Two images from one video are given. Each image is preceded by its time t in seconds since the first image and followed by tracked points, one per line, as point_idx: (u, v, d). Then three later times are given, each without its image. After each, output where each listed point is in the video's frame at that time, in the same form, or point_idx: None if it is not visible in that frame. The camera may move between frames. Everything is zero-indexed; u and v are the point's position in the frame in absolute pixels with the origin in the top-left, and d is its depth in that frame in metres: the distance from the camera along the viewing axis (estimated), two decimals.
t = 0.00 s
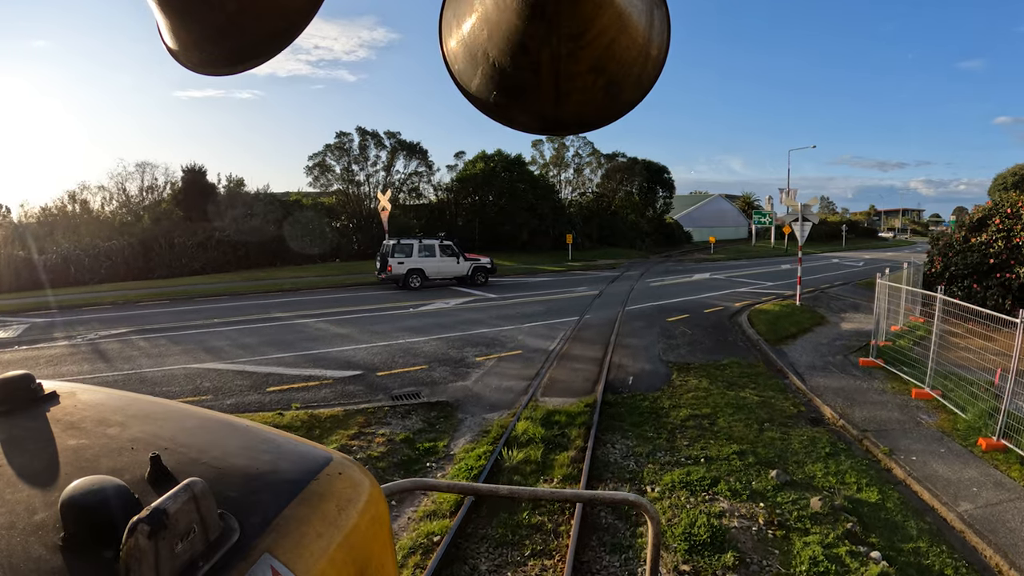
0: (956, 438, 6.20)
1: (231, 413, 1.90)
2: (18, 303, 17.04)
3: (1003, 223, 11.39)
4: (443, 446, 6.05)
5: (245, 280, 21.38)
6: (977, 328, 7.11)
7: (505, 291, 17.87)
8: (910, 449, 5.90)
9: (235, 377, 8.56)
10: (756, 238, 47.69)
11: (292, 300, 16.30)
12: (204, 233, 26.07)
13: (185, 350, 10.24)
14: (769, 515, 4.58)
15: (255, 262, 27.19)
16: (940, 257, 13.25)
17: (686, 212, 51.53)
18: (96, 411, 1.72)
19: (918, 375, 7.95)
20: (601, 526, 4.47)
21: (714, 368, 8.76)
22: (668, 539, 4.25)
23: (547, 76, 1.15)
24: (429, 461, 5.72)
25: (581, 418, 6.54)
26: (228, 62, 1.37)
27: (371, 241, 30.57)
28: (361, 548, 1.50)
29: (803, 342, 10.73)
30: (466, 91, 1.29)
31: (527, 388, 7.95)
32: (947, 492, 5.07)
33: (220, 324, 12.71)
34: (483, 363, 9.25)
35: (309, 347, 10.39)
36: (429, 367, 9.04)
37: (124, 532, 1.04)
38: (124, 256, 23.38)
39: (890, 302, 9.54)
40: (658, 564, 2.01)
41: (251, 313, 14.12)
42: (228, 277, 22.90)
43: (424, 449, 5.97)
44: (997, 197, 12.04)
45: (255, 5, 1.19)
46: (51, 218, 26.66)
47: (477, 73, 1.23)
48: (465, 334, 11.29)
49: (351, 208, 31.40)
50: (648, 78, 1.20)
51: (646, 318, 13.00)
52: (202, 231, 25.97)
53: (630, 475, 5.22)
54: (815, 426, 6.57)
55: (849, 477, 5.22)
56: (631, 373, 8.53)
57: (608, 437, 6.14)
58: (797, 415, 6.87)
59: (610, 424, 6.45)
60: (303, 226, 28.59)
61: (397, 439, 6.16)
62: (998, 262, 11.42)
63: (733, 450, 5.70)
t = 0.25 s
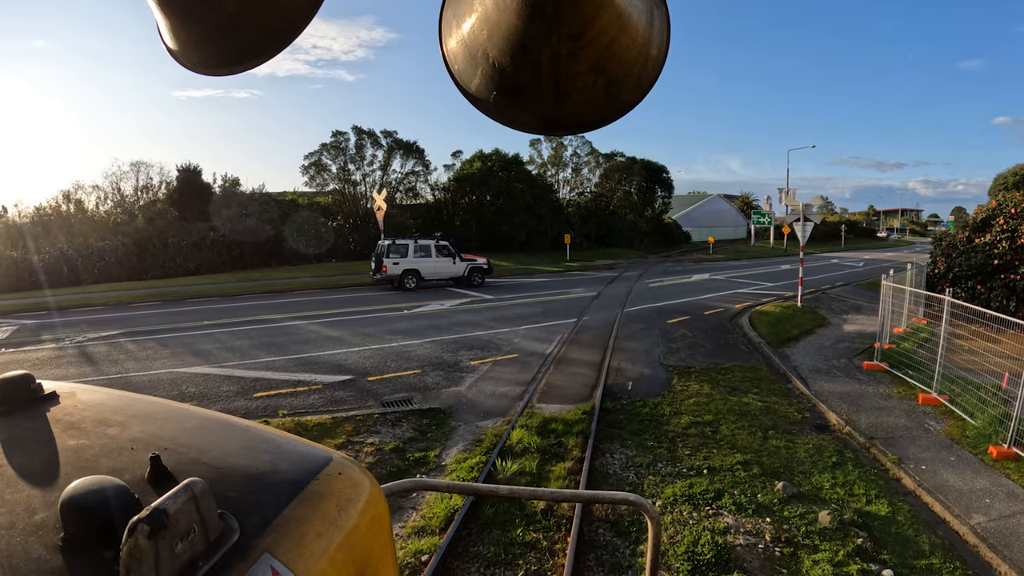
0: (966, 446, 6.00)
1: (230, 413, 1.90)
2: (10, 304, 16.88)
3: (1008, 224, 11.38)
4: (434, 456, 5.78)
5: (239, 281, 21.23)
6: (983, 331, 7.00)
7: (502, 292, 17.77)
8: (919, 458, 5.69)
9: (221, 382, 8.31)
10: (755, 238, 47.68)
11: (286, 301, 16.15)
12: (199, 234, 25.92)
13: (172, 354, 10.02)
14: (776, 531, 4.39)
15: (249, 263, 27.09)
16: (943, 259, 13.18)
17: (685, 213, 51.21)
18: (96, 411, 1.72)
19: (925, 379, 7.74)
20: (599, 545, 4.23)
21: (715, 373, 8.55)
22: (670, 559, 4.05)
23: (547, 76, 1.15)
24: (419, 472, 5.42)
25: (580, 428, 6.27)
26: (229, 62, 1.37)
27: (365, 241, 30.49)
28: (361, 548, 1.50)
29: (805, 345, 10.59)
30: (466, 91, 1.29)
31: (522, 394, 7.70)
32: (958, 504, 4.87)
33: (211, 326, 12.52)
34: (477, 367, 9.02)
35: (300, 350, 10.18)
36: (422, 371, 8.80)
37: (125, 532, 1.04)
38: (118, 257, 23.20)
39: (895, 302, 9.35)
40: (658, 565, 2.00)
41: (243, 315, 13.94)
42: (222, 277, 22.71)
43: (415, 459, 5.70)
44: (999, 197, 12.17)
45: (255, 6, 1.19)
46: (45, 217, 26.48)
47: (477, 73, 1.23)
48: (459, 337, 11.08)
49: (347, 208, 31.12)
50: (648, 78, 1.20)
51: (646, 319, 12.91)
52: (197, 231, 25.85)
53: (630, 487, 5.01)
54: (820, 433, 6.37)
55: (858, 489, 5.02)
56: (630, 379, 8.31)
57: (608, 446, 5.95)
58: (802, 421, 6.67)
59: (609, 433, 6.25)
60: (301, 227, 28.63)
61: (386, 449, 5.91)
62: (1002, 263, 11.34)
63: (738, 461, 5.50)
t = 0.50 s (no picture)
0: (976, 454, 5.66)
1: (229, 413, 1.90)
2: None
3: (1013, 224, 11.33)
4: (422, 468, 5.33)
5: (232, 282, 20.93)
6: (987, 334, 6.95)
7: (499, 294, 17.60)
8: (931, 469, 5.30)
9: (204, 389, 7.83)
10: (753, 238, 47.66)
11: (278, 303, 15.87)
12: (194, 234, 25.46)
13: (156, 357, 9.64)
14: (785, 552, 4.02)
15: (245, 264, 26.79)
16: (950, 259, 13.16)
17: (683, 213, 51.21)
18: (97, 411, 1.72)
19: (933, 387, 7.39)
20: (596, 570, 3.84)
21: (717, 378, 8.13)
22: None
23: (547, 76, 1.15)
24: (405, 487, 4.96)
25: (578, 440, 5.83)
26: (229, 62, 1.37)
27: (358, 241, 30.47)
28: (361, 548, 1.49)
29: (809, 349, 10.22)
30: (466, 91, 1.29)
31: (517, 401, 7.21)
32: (973, 518, 4.50)
33: (200, 328, 12.20)
34: (471, 373, 8.54)
35: (289, 354, 9.80)
36: (412, 377, 8.31)
37: (125, 533, 1.04)
38: (111, 257, 22.78)
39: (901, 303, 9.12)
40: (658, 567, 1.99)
41: (234, 317, 13.64)
42: (214, 279, 22.38)
43: (401, 472, 5.25)
44: (1003, 197, 12.11)
45: (254, 6, 1.19)
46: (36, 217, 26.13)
47: (477, 73, 1.23)
48: (453, 339, 10.71)
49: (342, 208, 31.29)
50: (648, 78, 1.21)
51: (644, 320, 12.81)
52: (191, 232, 25.40)
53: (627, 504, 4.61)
54: (827, 442, 5.98)
55: (870, 504, 4.65)
56: (629, 385, 7.83)
57: (605, 458, 5.54)
58: (808, 429, 6.29)
59: (606, 443, 5.85)
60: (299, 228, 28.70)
61: (373, 462, 5.46)
62: (1007, 263, 11.24)
63: (743, 473, 5.12)
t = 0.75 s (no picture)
0: (988, 463, 5.48)
1: (229, 413, 1.90)
2: None
3: (1017, 224, 11.33)
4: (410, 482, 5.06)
5: (225, 283, 20.76)
6: (991, 335, 6.87)
7: (496, 295, 17.49)
8: (941, 479, 5.13)
9: (190, 395, 7.58)
10: (752, 238, 47.65)
11: (272, 304, 15.70)
12: (187, 234, 25.37)
13: (142, 362, 9.38)
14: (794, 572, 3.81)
15: (238, 264, 26.73)
16: (953, 259, 13.09)
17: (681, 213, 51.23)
18: (96, 411, 1.72)
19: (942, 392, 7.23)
20: None
21: (719, 384, 7.89)
22: None
23: (547, 76, 1.15)
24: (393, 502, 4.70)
25: (576, 450, 5.58)
26: (228, 62, 1.37)
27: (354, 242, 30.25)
28: (360, 548, 1.49)
29: (812, 352, 10.05)
30: (465, 91, 1.29)
31: (512, 409, 6.97)
32: (987, 533, 4.30)
33: (189, 330, 11.94)
34: (465, 377, 8.27)
35: (276, 358, 9.51)
36: (404, 383, 8.00)
37: (124, 533, 1.04)
38: (105, 259, 22.76)
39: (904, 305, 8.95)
40: (658, 566, 1.98)
41: (225, 318, 13.42)
42: (207, 279, 22.27)
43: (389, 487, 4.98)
44: (1008, 197, 11.94)
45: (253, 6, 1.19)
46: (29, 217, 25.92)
47: (477, 73, 1.23)
48: (448, 343, 10.47)
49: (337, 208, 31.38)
50: (648, 78, 1.21)
51: (644, 321, 12.74)
52: (185, 232, 25.29)
53: (626, 520, 4.37)
54: (834, 450, 5.79)
55: (881, 518, 4.45)
56: (629, 391, 7.60)
57: (603, 468, 5.30)
58: (813, 437, 6.10)
59: (605, 452, 5.61)
60: (293, 229, 28.58)
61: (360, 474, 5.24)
62: (1012, 264, 11.28)
63: (748, 485, 4.91)
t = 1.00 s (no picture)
0: (999, 471, 5.41)
1: (229, 413, 1.90)
2: None
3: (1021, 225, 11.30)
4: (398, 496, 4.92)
5: (218, 283, 20.70)
6: (996, 337, 6.84)
7: (492, 296, 17.45)
8: (952, 490, 5.00)
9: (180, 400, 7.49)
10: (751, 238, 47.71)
11: (267, 306, 15.61)
12: (182, 235, 25.29)
13: (129, 366, 9.27)
14: None
15: (233, 264, 26.65)
16: (957, 260, 13.03)
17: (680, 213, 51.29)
18: (96, 411, 1.72)
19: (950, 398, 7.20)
20: None
21: (721, 389, 7.75)
22: None
23: (547, 77, 1.16)
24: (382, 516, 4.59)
25: (572, 462, 5.43)
26: (229, 62, 1.37)
27: (349, 242, 30.22)
28: (360, 548, 1.49)
29: (815, 355, 10.00)
30: (465, 91, 1.29)
31: (506, 417, 6.83)
32: (1002, 546, 4.16)
33: (180, 333, 11.82)
34: (459, 384, 8.13)
35: (266, 363, 9.39)
36: (396, 390, 7.85)
37: (124, 533, 1.04)
38: (98, 259, 22.79)
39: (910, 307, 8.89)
40: (658, 566, 1.98)
41: (217, 321, 13.33)
42: (200, 280, 22.26)
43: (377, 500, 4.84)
44: (1012, 197, 12.05)
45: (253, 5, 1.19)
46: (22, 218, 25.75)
47: (477, 73, 1.23)
48: (443, 346, 10.35)
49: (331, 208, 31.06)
50: (647, 78, 1.21)
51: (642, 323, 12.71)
52: (179, 233, 25.21)
53: (626, 538, 4.22)
54: (841, 459, 5.67)
55: (892, 533, 4.31)
56: (628, 397, 7.45)
57: (602, 481, 5.15)
58: (819, 445, 5.97)
59: (605, 464, 5.46)
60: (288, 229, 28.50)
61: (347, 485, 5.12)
62: (1016, 266, 11.25)
63: (754, 499, 4.76)
